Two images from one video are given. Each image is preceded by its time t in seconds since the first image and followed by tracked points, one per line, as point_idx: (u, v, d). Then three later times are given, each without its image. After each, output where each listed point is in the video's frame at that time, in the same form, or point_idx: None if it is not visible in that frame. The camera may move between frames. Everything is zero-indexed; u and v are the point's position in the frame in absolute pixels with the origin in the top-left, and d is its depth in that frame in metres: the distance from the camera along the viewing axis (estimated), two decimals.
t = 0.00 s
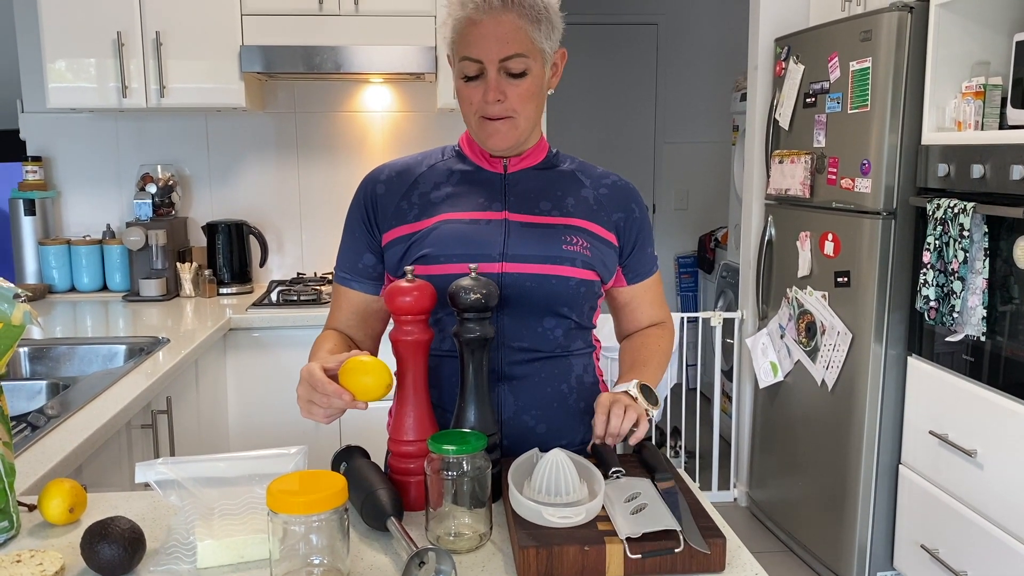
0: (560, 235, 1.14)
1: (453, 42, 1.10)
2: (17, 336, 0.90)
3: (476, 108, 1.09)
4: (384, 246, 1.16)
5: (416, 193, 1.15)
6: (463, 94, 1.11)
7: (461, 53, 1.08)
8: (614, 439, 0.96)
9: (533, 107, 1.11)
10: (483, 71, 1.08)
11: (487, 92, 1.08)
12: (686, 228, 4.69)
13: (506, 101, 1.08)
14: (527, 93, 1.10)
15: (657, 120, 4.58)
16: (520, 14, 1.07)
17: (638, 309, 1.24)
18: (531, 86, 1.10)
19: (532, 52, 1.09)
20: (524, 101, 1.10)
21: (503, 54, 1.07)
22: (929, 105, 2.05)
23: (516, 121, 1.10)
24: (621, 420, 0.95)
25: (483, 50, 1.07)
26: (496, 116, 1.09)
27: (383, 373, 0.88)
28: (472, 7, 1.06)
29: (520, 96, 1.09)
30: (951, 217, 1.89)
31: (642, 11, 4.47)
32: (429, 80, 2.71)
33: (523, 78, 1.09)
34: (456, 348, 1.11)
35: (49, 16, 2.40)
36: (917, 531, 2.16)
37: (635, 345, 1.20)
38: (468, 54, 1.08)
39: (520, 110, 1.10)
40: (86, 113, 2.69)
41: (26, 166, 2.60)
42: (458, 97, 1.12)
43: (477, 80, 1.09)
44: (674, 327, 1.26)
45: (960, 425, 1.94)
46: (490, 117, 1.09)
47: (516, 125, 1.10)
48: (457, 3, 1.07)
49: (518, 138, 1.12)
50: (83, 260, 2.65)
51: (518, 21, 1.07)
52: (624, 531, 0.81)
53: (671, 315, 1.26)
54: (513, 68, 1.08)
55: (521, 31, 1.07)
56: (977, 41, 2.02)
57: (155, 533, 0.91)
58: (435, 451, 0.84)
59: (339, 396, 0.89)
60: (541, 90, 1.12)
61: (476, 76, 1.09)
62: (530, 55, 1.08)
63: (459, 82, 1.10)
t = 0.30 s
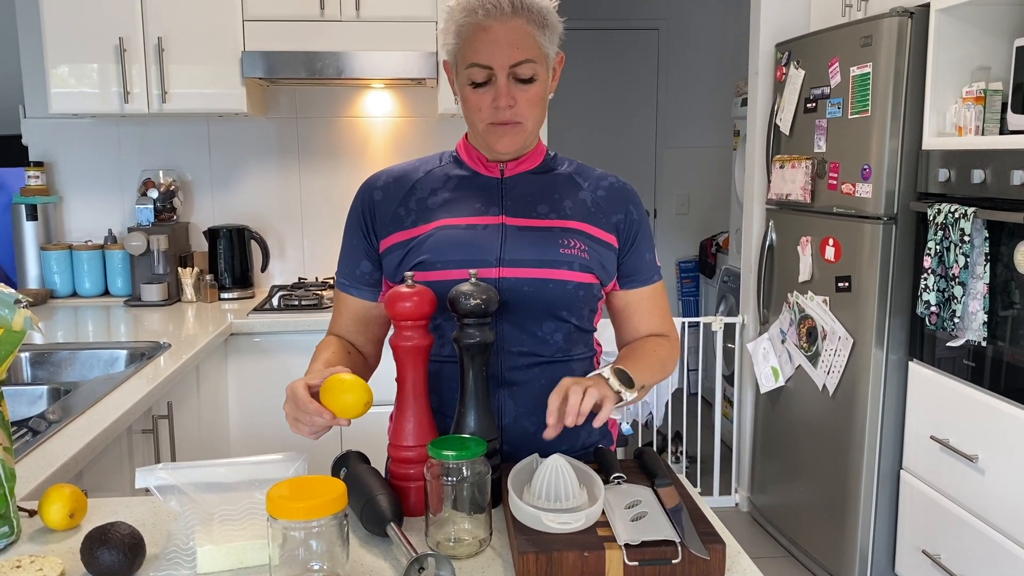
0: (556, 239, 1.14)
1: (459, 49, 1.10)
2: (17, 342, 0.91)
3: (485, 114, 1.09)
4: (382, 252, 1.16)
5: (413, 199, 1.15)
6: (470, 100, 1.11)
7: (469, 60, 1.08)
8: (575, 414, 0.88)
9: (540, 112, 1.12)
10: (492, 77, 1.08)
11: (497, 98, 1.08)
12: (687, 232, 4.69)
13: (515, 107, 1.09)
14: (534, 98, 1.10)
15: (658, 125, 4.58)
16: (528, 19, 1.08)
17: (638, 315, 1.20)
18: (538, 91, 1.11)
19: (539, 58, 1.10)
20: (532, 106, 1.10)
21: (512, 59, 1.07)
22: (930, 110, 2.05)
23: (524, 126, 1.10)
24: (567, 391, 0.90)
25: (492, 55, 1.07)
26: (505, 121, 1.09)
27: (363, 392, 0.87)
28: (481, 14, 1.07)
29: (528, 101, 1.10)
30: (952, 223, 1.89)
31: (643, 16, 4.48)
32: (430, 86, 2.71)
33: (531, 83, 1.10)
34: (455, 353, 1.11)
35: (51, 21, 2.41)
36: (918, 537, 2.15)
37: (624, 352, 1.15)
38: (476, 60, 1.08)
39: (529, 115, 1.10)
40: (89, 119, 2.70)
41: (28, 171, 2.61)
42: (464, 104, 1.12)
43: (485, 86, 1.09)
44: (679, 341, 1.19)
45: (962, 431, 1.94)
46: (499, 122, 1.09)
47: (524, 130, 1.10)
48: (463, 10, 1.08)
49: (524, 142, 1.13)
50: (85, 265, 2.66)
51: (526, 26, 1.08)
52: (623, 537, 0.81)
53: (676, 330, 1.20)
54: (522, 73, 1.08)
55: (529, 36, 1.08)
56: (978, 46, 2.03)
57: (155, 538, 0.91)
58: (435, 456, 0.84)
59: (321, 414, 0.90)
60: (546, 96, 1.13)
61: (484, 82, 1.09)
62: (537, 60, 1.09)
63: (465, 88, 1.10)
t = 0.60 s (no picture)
0: (551, 247, 1.13)
1: (458, 51, 1.10)
2: (20, 349, 0.91)
3: (483, 116, 1.10)
4: (379, 260, 1.17)
5: (411, 208, 1.16)
6: (468, 103, 1.11)
7: (467, 62, 1.09)
8: (559, 381, 0.83)
9: (538, 115, 1.12)
10: (490, 79, 1.09)
11: (495, 99, 1.08)
12: (688, 239, 4.69)
13: (513, 109, 1.09)
14: (532, 100, 1.10)
15: (659, 131, 4.59)
16: (526, 22, 1.08)
17: (640, 327, 1.17)
18: (536, 93, 1.11)
19: (537, 60, 1.10)
20: (530, 108, 1.10)
21: (510, 61, 1.08)
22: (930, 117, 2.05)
23: (522, 128, 1.10)
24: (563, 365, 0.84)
25: (490, 57, 1.07)
26: (503, 123, 1.10)
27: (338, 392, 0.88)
28: (479, 15, 1.08)
29: (526, 103, 1.10)
30: (953, 229, 1.90)
31: (644, 23, 4.49)
32: (432, 93, 2.72)
33: (529, 85, 1.10)
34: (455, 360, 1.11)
35: (55, 29, 2.42)
36: (920, 544, 2.15)
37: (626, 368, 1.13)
38: (475, 62, 1.08)
39: (526, 117, 1.10)
40: (91, 125, 2.71)
41: (31, 178, 2.61)
42: (462, 107, 1.12)
43: (483, 87, 1.09)
44: (687, 354, 1.16)
45: (963, 438, 1.94)
46: (497, 124, 1.10)
47: (522, 133, 1.11)
48: (462, 12, 1.08)
49: (521, 146, 1.13)
50: (87, 271, 2.66)
51: (524, 28, 1.08)
52: (625, 544, 0.81)
53: (681, 341, 1.16)
54: (520, 75, 1.09)
55: (528, 38, 1.08)
56: (978, 53, 2.03)
57: (156, 545, 0.91)
58: (436, 463, 0.84)
59: (296, 415, 0.91)
60: (544, 99, 1.13)
61: (482, 84, 1.09)
62: (535, 62, 1.10)
63: (463, 90, 1.11)
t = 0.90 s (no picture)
0: (553, 255, 1.13)
1: (460, 60, 1.11)
2: (22, 356, 0.91)
3: (484, 124, 1.10)
4: (381, 271, 1.18)
5: (412, 217, 1.16)
6: (470, 111, 1.11)
7: (469, 70, 1.09)
8: (573, 376, 0.84)
9: (540, 123, 1.13)
10: (491, 87, 1.09)
11: (496, 107, 1.09)
12: (689, 246, 4.69)
13: (515, 116, 1.09)
14: (534, 109, 1.11)
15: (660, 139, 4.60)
16: (528, 30, 1.09)
17: (637, 333, 1.17)
18: (538, 101, 1.11)
19: (539, 68, 1.10)
20: (532, 116, 1.11)
21: (512, 69, 1.08)
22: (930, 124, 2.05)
23: (523, 135, 1.10)
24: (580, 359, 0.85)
25: (492, 65, 1.08)
26: (504, 130, 1.10)
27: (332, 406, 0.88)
28: (482, 23, 1.08)
29: (528, 111, 1.10)
30: (954, 237, 1.90)
31: (645, 31, 4.50)
32: (434, 100, 2.72)
33: (531, 93, 1.10)
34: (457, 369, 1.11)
35: (58, 37, 2.43)
36: (922, 552, 2.14)
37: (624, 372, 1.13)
38: (477, 70, 1.09)
39: (528, 124, 1.11)
40: (93, 133, 2.72)
41: (33, 185, 2.62)
42: (463, 115, 1.12)
43: (485, 95, 1.10)
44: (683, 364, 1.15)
45: (966, 446, 1.93)
46: (498, 132, 1.10)
47: (523, 140, 1.11)
48: (464, 20, 1.09)
49: (523, 154, 1.13)
50: (88, 278, 2.67)
51: (526, 37, 1.09)
52: (627, 552, 0.81)
53: (677, 350, 1.16)
54: (521, 83, 1.09)
55: (530, 47, 1.09)
56: (979, 61, 2.03)
57: (157, 553, 0.91)
58: (438, 471, 0.84)
59: (294, 431, 0.90)
60: (546, 107, 1.13)
61: (484, 92, 1.09)
62: (537, 71, 1.10)
63: (465, 99, 1.11)
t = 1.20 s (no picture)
0: (554, 263, 1.14)
1: (459, 68, 1.11)
2: (24, 363, 0.91)
3: (483, 133, 1.10)
4: (382, 278, 1.18)
5: (414, 224, 1.16)
6: (469, 119, 1.11)
7: (467, 80, 1.10)
8: (572, 389, 0.84)
9: (539, 132, 1.13)
10: (490, 96, 1.09)
11: (495, 116, 1.09)
12: (690, 253, 4.69)
13: (514, 125, 1.10)
14: (533, 118, 1.11)
15: (660, 146, 4.61)
16: (527, 40, 1.09)
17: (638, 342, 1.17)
18: (537, 110, 1.11)
19: (537, 78, 1.11)
20: (530, 126, 1.11)
21: (511, 78, 1.08)
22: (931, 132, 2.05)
23: (522, 144, 1.11)
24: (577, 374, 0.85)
25: (490, 74, 1.08)
26: (503, 139, 1.10)
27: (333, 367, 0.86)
28: (480, 33, 1.08)
29: (526, 120, 1.10)
30: (955, 244, 1.90)
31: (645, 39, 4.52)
32: (435, 109, 2.73)
33: (530, 102, 1.11)
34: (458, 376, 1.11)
35: (60, 45, 2.43)
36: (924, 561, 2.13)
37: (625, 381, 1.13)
38: (476, 79, 1.09)
39: (527, 134, 1.11)
40: (95, 140, 2.72)
41: (35, 193, 2.62)
42: (462, 124, 1.13)
43: (483, 104, 1.10)
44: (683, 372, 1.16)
45: (968, 454, 1.93)
46: (497, 141, 1.10)
47: (522, 149, 1.11)
48: (463, 30, 1.09)
49: (522, 163, 1.13)
50: (90, 286, 2.67)
51: (524, 46, 1.09)
52: (629, 561, 0.81)
53: (677, 358, 1.16)
54: (520, 93, 1.09)
55: (528, 56, 1.09)
56: (979, 69, 2.03)
57: (158, 561, 0.91)
58: (440, 479, 0.84)
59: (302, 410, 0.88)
60: (544, 116, 1.14)
61: (482, 101, 1.10)
62: (536, 80, 1.10)
63: (464, 107, 1.11)
